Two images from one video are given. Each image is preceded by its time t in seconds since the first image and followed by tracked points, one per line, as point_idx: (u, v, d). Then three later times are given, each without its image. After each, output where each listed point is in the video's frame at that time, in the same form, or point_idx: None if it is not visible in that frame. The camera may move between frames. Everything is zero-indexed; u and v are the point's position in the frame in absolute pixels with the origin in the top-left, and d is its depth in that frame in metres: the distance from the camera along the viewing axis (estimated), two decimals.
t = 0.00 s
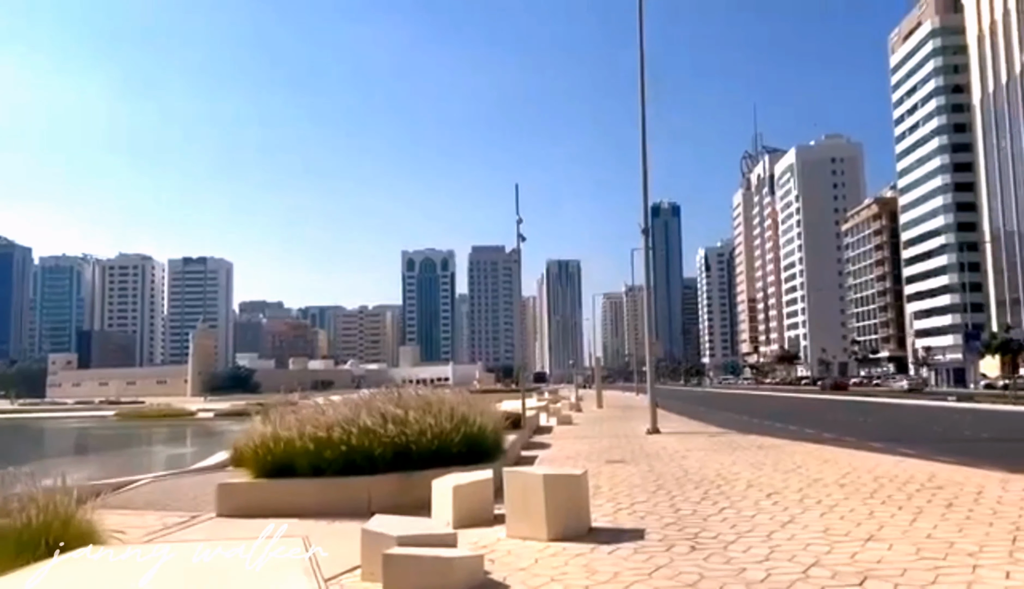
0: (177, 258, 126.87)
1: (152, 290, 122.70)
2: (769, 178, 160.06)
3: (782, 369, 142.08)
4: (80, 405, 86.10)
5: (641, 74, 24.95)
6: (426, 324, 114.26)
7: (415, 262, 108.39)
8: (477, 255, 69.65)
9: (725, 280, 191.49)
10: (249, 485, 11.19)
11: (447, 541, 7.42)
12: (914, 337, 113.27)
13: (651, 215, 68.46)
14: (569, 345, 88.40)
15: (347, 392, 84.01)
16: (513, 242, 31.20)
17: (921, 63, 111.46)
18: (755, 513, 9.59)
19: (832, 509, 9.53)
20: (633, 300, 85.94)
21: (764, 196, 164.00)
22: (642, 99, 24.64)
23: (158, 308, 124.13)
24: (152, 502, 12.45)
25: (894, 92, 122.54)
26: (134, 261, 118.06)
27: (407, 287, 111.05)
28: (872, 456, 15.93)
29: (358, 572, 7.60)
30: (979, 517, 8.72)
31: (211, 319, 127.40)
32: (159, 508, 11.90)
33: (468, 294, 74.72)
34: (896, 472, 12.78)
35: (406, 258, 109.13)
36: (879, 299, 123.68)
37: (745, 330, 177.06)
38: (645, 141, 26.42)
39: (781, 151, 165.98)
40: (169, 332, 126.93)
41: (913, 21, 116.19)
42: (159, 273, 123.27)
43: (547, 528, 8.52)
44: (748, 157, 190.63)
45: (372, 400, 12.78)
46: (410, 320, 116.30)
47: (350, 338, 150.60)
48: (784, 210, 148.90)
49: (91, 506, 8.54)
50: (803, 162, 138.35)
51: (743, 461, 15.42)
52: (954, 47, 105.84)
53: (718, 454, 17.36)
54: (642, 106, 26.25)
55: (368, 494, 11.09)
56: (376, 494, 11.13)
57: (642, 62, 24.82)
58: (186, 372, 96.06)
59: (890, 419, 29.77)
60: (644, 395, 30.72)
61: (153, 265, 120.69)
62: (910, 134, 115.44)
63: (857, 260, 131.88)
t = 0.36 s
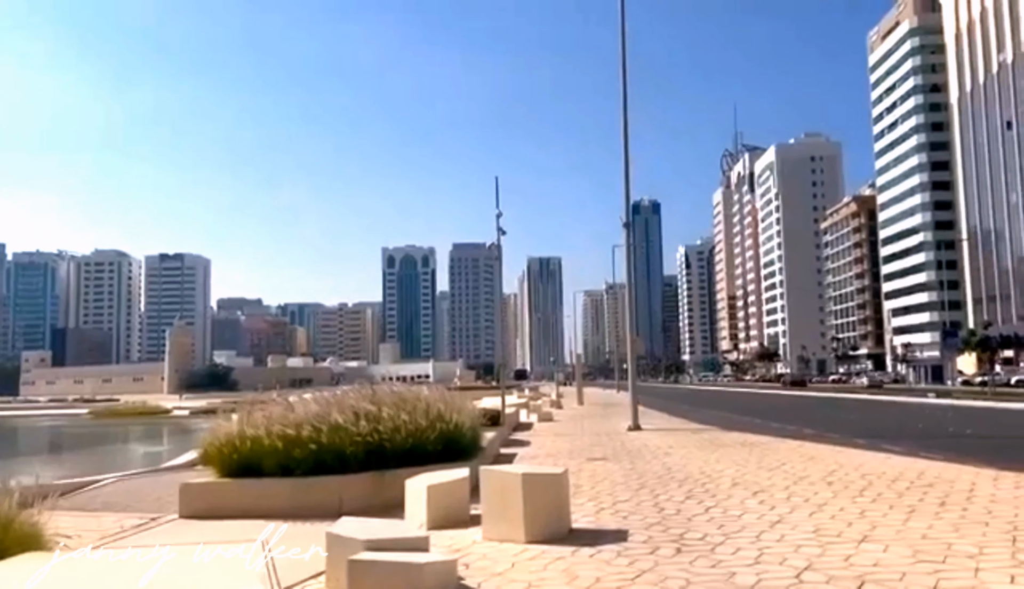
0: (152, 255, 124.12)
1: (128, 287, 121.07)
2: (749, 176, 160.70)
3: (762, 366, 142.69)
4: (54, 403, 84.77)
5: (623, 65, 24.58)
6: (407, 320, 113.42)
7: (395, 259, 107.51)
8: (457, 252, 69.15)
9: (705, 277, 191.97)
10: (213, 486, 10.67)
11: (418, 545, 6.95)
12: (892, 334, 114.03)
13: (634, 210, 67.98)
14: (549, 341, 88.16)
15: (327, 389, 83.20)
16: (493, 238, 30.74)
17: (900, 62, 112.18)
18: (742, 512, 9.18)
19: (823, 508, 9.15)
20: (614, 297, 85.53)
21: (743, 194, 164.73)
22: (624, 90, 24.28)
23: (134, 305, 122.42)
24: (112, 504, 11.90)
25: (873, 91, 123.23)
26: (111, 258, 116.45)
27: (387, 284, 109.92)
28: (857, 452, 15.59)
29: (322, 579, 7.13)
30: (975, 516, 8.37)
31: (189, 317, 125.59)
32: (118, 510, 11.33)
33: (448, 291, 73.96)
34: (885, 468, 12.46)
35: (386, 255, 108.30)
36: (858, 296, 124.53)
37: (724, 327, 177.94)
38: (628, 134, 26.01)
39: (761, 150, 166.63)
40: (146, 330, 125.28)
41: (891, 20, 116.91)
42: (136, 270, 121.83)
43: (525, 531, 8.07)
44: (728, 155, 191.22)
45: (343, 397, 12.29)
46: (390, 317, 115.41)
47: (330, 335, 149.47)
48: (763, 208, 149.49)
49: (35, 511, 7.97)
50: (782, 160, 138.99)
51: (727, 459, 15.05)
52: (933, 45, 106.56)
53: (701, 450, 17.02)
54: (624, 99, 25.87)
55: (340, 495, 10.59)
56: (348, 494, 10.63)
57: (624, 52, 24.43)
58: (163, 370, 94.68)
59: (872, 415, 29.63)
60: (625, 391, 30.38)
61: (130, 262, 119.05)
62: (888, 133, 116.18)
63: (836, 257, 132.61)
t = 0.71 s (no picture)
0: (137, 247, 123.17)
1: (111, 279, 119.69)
2: (735, 169, 160.76)
3: (747, 358, 143.05)
4: (34, 395, 83.91)
5: (610, 53, 24.09)
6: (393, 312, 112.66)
7: (381, 251, 106.80)
8: (442, 244, 68.52)
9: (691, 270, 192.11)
10: (182, 484, 10.23)
11: (392, 549, 6.57)
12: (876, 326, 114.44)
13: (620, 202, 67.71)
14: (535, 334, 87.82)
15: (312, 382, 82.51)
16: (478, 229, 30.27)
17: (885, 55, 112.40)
18: (735, 510, 8.81)
19: (818, 506, 8.79)
20: (601, 290, 85.33)
21: (729, 186, 164.83)
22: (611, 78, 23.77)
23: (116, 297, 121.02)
24: (80, 503, 11.40)
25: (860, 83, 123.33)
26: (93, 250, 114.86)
27: (373, 276, 109.16)
28: (850, 446, 15.26)
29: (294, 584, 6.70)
30: (979, 513, 8.03)
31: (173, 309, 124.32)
32: (84, 509, 10.85)
33: (434, 285, 73.47)
34: (878, 463, 12.14)
35: (372, 247, 107.64)
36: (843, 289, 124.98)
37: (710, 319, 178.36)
38: (616, 123, 25.53)
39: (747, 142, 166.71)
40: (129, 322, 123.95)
41: (876, 13, 117.02)
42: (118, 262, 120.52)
43: (510, 531, 7.67)
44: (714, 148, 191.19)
45: (321, 390, 11.84)
46: (376, 309, 114.61)
47: (315, 327, 148.52)
48: (749, 200, 149.69)
49: None
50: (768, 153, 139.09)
51: (716, 453, 14.67)
52: (918, 39, 106.76)
53: (690, 444, 16.66)
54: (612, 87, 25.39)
55: (317, 492, 10.15)
56: (325, 490, 10.20)
57: (612, 39, 23.89)
58: (146, 363, 93.65)
59: (859, 407, 29.41)
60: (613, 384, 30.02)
61: (113, 254, 117.71)
62: (873, 126, 116.42)
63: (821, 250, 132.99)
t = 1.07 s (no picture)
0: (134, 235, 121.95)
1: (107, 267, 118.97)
2: (732, 158, 160.20)
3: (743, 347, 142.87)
4: (29, 383, 83.58)
5: (608, 37, 23.67)
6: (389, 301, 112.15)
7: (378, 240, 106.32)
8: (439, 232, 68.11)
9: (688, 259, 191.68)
10: (162, 476, 9.79)
11: (377, 548, 6.17)
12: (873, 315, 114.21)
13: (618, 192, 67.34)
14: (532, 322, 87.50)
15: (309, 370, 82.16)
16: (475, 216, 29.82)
17: (885, 43, 111.78)
18: (742, 504, 8.42)
19: (828, 500, 8.42)
20: (597, 278, 84.95)
21: (726, 175, 164.31)
22: (608, 62, 23.37)
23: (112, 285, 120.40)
24: (58, 496, 10.95)
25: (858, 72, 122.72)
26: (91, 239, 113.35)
27: (370, 266, 109.03)
28: (854, 435, 14.89)
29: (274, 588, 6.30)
30: (1001, 509, 7.62)
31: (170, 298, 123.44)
32: (63, 504, 10.45)
33: (431, 274, 73.03)
34: (886, 454, 11.76)
35: (368, 236, 107.38)
36: (840, 278, 124.68)
37: (707, 309, 178.13)
38: (615, 108, 25.06)
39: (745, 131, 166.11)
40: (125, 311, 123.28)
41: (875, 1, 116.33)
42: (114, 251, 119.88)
43: (504, 528, 7.26)
44: (711, 136, 190.49)
45: (308, 378, 11.43)
46: (373, 297, 114.22)
47: (312, 317, 148.10)
48: (746, 189, 149.27)
49: None
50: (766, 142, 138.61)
51: (717, 443, 14.29)
52: (918, 27, 106.16)
53: (690, 433, 16.26)
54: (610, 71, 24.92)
55: (304, 481, 9.74)
56: (312, 482, 9.77)
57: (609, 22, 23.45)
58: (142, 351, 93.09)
59: (860, 397, 29.08)
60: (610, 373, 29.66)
61: (109, 242, 116.99)
62: (872, 114, 115.91)
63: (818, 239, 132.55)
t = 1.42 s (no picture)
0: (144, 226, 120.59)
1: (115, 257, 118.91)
2: (741, 147, 159.03)
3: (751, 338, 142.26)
4: (37, 373, 83.76)
5: (617, 20, 23.18)
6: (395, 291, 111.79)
7: (385, 231, 105.68)
8: (446, 223, 67.68)
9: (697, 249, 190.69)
10: (153, 467, 9.47)
11: (372, 546, 5.82)
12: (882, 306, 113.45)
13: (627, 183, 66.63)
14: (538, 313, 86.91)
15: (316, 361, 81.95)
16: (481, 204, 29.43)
17: (896, 31, 110.49)
18: (756, 499, 8.04)
19: (847, 496, 8.03)
20: (604, 267, 84.45)
21: (735, 165, 163.16)
22: (617, 46, 22.94)
23: (121, 275, 120.40)
24: (49, 488, 10.65)
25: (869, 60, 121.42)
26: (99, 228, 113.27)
27: (377, 256, 108.58)
28: (869, 427, 14.47)
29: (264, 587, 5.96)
30: None
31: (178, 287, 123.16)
32: (54, 495, 10.14)
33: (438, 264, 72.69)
34: (903, 447, 11.36)
35: (375, 226, 106.83)
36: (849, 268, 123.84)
37: (715, 299, 177.39)
38: (622, 94, 24.56)
39: (754, 120, 164.77)
40: (133, 301, 123.32)
41: None
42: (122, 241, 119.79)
43: (507, 524, 6.89)
44: (721, 126, 189.19)
45: (306, 367, 11.07)
46: (379, 287, 113.86)
47: (319, 307, 147.87)
48: (755, 179, 148.25)
49: None
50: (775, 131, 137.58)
51: (728, 435, 13.89)
52: (930, 14, 104.85)
53: (701, 424, 15.88)
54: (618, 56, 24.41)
55: (301, 473, 9.40)
56: (310, 474, 9.44)
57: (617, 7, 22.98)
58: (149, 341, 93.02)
59: (872, 388, 28.61)
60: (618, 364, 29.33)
61: (116, 232, 116.88)
62: (882, 103, 114.81)
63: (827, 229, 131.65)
